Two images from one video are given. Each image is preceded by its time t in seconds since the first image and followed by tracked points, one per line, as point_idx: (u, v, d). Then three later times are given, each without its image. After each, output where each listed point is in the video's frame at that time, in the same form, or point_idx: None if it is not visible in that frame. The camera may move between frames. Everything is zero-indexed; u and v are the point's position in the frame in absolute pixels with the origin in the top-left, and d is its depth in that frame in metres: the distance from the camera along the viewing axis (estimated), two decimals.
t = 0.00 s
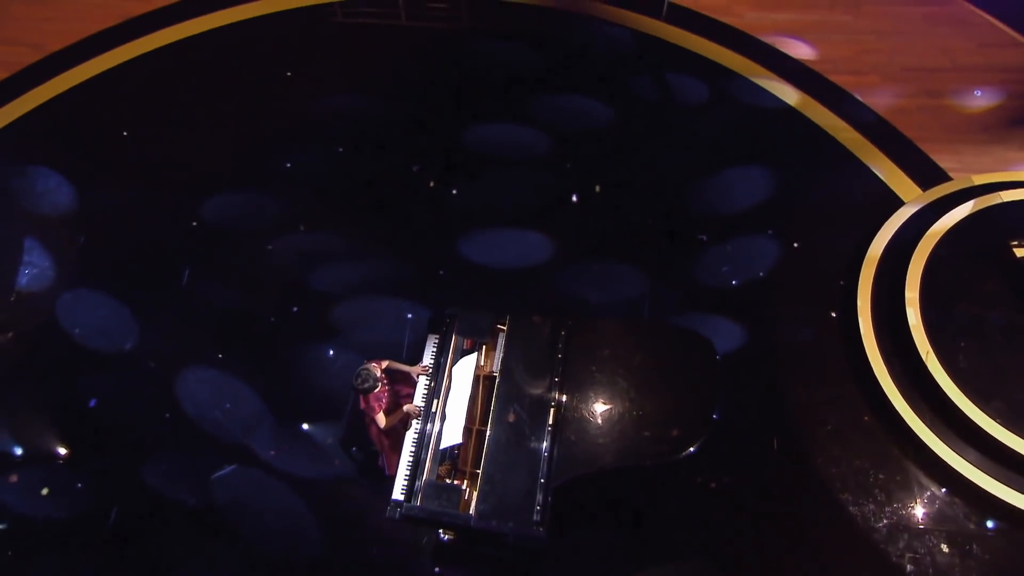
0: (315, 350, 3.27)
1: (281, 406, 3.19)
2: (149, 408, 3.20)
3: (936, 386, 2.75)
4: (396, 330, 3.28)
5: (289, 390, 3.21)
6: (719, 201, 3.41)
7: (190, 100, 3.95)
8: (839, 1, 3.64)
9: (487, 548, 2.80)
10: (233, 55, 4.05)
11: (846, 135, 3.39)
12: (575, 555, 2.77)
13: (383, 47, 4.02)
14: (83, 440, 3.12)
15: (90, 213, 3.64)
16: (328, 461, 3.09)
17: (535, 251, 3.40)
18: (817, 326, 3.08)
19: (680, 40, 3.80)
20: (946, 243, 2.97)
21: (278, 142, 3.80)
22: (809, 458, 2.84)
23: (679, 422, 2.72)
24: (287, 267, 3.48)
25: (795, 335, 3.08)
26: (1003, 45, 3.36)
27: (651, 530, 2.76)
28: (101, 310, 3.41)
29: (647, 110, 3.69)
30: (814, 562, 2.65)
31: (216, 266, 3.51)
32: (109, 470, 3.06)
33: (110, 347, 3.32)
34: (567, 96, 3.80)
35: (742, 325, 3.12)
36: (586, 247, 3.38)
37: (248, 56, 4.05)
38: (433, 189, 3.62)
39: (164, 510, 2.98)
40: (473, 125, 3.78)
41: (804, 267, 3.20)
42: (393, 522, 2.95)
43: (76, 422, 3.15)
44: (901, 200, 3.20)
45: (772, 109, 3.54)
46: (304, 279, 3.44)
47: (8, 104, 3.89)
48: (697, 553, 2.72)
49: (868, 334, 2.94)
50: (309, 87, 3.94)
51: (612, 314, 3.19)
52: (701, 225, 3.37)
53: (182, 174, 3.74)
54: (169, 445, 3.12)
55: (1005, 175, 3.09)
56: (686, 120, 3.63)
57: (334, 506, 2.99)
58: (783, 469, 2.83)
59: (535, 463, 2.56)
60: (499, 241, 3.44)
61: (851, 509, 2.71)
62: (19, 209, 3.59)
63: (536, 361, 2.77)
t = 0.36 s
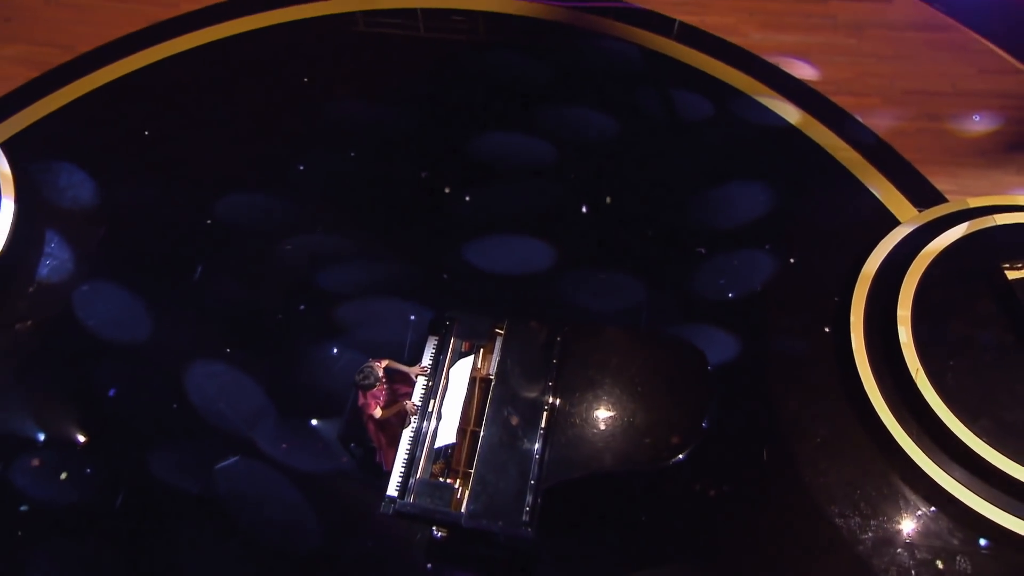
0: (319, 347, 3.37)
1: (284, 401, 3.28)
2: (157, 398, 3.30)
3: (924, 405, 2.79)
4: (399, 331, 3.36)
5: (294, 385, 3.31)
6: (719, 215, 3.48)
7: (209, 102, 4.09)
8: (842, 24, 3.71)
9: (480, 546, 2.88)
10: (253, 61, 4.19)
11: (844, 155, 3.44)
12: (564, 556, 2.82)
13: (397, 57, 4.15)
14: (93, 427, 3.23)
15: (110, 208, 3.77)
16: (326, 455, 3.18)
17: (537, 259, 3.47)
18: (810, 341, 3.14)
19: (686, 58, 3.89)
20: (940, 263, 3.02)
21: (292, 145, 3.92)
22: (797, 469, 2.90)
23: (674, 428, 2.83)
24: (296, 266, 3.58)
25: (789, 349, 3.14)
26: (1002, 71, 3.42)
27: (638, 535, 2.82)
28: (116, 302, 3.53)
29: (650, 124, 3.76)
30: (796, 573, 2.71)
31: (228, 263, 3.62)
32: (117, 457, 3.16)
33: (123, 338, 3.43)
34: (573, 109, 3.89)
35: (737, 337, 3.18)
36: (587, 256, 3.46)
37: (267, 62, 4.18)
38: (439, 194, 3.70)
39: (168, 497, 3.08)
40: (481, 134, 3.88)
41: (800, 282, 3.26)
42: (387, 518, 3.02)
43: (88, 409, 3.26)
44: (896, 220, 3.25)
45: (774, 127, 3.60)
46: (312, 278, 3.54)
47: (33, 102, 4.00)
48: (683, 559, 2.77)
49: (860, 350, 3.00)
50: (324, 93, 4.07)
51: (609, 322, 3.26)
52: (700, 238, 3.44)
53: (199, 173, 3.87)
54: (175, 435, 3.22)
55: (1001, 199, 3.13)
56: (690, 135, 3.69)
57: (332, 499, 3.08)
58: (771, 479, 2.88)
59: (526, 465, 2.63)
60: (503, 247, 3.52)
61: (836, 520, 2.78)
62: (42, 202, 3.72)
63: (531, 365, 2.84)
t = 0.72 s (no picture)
0: (325, 346, 3.47)
1: (288, 397, 3.38)
2: (167, 389, 3.41)
3: (914, 421, 2.85)
4: (401, 332, 3.45)
5: (299, 381, 3.41)
6: (718, 229, 3.54)
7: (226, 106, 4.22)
8: (846, 46, 3.76)
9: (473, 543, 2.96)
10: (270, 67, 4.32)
11: (843, 174, 3.50)
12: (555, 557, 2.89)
13: (410, 68, 4.26)
14: (105, 415, 3.34)
15: (129, 205, 3.90)
16: (325, 450, 3.27)
17: (538, 266, 3.54)
18: (803, 355, 3.20)
19: (692, 75, 3.94)
20: (932, 283, 3.07)
21: (305, 149, 4.04)
22: (786, 480, 2.95)
23: (673, 436, 2.93)
24: (305, 266, 3.68)
25: (782, 362, 3.19)
26: (1002, 97, 3.48)
27: (628, 539, 2.88)
28: (131, 296, 3.65)
29: (654, 138, 3.83)
30: None
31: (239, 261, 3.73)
32: (126, 445, 3.28)
33: (136, 331, 3.55)
34: (579, 120, 3.96)
35: (731, 349, 3.24)
36: (587, 265, 3.52)
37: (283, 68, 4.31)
38: (445, 199, 3.78)
39: (173, 485, 3.18)
40: (488, 142, 3.95)
41: (796, 297, 3.32)
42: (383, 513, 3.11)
43: (100, 398, 3.38)
44: (892, 238, 3.29)
45: (775, 143, 3.65)
46: (319, 278, 3.64)
47: (60, 101, 4.15)
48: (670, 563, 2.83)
49: (852, 365, 3.06)
50: (338, 100, 4.19)
51: (606, 331, 3.32)
52: (699, 250, 3.50)
53: (215, 174, 3.99)
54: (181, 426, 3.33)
55: (997, 221, 3.19)
56: (693, 150, 3.75)
57: (332, 494, 3.17)
58: (760, 489, 2.94)
59: (518, 466, 2.71)
60: (506, 254, 3.59)
61: (824, 532, 2.83)
62: (64, 197, 3.86)
63: (527, 369, 2.92)
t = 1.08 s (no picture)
0: (329, 346, 3.56)
1: (291, 393, 3.47)
2: (175, 383, 3.52)
3: (901, 436, 2.87)
4: (404, 334, 3.53)
5: (302, 379, 3.50)
6: (717, 242, 3.60)
7: (241, 109, 4.33)
8: (846, 68, 3.84)
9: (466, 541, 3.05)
10: (285, 73, 4.44)
11: (841, 192, 3.56)
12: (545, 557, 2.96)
13: (420, 78, 4.36)
14: (115, 405, 3.46)
15: (146, 203, 4.03)
16: (325, 445, 3.36)
17: (539, 274, 3.61)
18: (795, 368, 3.26)
19: (697, 93, 4.01)
20: (925, 301, 3.12)
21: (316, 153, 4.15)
22: (775, 490, 3.02)
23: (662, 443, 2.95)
24: (313, 267, 3.78)
25: (775, 374, 3.26)
26: (999, 121, 3.54)
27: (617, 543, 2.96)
28: (145, 292, 3.77)
29: (657, 152, 3.89)
30: None
31: (249, 260, 3.84)
32: (135, 436, 3.38)
33: (148, 325, 3.67)
34: (584, 132, 4.02)
35: (724, 360, 3.30)
36: (586, 274, 3.60)
37: (298, 74, 4.43)
38: (450, 206, 3.87)
39: (178, 476, 3.29)
40: (494, 152, 4.03)
41: (790, 312, 3.38)
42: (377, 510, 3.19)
43: (112, 388, 3.50)
44: (886, 255, 3.37)
45: (775, 160, 3.71)
46: (326, 280, 3.74)
47: (86, 102, 4.31)
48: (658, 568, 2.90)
49: (842, 379, 3.10)
50: (350, 106, 4.29)
51: (603, 339, 3.39)
52: (697, 263, 3.56)
53: (229, 175, 4.11)
54: (187, 419, 3.43)
55: (992, 241, 3.21)
56: (695, 165, 3.81)
57: (331, 488, 3.26)
58: (749, 499, 3.01)
59: (510, 467, 2.78)
60: (509, 261, 3.67)
61: (809, 541, 2.91)
62: (84, 194, 4.00)
63: (522, 374, 3.00)
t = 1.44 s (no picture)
0: (332, 345, 3.66)
1: (295, 390, 3.57)
2: (183, 376, 3.63)
3: (888, 450, 2.96)
4: (406, 336, 3.62)
5: (306, 377, 3.60)
6: (715, 256, 3.66)
7: (255, 113, 4.45)
8: (848, 88, 3.88)
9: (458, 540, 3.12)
10: (299, 79, 4.55)
11: (840, 211, 3.60)
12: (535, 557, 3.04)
13: (429, 88, 4.43)
14: (125, 397, 3.58)
15: (162, 202, 4.16)
16: (324, 442, 3.45)
17: (540, 281, 3.68)
18: (788, 381, 3.31)
19: (701, 109, 4.04)
20: (916, 319, 3.18)
21: (326, 157, 4.24)
22: (763, 499, 3.08)
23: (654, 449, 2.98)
24: (321, 268, 3.88)
25: (767, 386, 3.31)
26: (995, 144, 3.59)
27: (607, 546, 3.03)
28: (157, 288, 3.89)
29: (660, 165, 3.94)
30: None
31: (258, 260, 3.95)
32: (143, 426, 3.50)
33: (160, 321, 3.78)
34: (588, 144, 4.07)
35: (717, 371, 3.36)
36: (586, 282, 3.65)
37: (311, 80, 4.54)
38: (455, 212, 3.95)
39: (183, 467, 3.39)
40: (500, 161, 4.10)
41: (785, 325, 3.43)
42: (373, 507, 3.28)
43: (123, 380, 3.62)
44: (880, 272, 3.42)
45: (775, 177, 3.77)
46: (332, 281, 3.84)
47: (110, 104, 4.47)
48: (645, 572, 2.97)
49: (833, 393, 3.17)
50: (360, 113, 4.38)
51: (599, 347, 3.45)
52: (695, 274, 3.62)
53: (241, 176, 4.22)
54: (193, 412, 3.53)
55: (984, 262, 3.28)
56: (697, 180, 3.86)
57: (330, 483, 3.35)
58: (737, 508, 3.06)
59: (502, 468, 2.85)
60: (512, 268, 3.74)
61: (795, 551, 2.96)
62: (105, 192, 4.15)
63: (518, 378, 3.08)
